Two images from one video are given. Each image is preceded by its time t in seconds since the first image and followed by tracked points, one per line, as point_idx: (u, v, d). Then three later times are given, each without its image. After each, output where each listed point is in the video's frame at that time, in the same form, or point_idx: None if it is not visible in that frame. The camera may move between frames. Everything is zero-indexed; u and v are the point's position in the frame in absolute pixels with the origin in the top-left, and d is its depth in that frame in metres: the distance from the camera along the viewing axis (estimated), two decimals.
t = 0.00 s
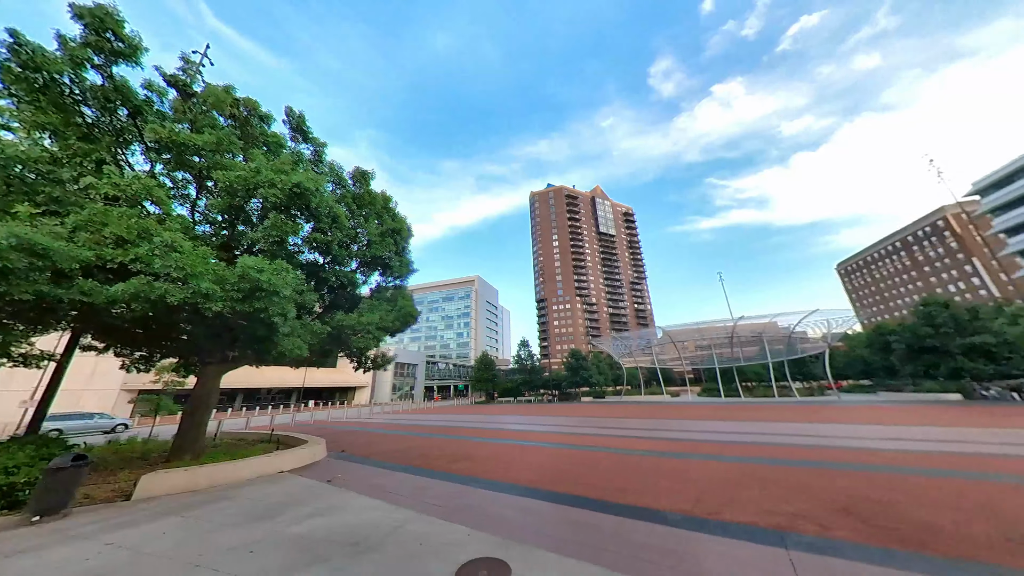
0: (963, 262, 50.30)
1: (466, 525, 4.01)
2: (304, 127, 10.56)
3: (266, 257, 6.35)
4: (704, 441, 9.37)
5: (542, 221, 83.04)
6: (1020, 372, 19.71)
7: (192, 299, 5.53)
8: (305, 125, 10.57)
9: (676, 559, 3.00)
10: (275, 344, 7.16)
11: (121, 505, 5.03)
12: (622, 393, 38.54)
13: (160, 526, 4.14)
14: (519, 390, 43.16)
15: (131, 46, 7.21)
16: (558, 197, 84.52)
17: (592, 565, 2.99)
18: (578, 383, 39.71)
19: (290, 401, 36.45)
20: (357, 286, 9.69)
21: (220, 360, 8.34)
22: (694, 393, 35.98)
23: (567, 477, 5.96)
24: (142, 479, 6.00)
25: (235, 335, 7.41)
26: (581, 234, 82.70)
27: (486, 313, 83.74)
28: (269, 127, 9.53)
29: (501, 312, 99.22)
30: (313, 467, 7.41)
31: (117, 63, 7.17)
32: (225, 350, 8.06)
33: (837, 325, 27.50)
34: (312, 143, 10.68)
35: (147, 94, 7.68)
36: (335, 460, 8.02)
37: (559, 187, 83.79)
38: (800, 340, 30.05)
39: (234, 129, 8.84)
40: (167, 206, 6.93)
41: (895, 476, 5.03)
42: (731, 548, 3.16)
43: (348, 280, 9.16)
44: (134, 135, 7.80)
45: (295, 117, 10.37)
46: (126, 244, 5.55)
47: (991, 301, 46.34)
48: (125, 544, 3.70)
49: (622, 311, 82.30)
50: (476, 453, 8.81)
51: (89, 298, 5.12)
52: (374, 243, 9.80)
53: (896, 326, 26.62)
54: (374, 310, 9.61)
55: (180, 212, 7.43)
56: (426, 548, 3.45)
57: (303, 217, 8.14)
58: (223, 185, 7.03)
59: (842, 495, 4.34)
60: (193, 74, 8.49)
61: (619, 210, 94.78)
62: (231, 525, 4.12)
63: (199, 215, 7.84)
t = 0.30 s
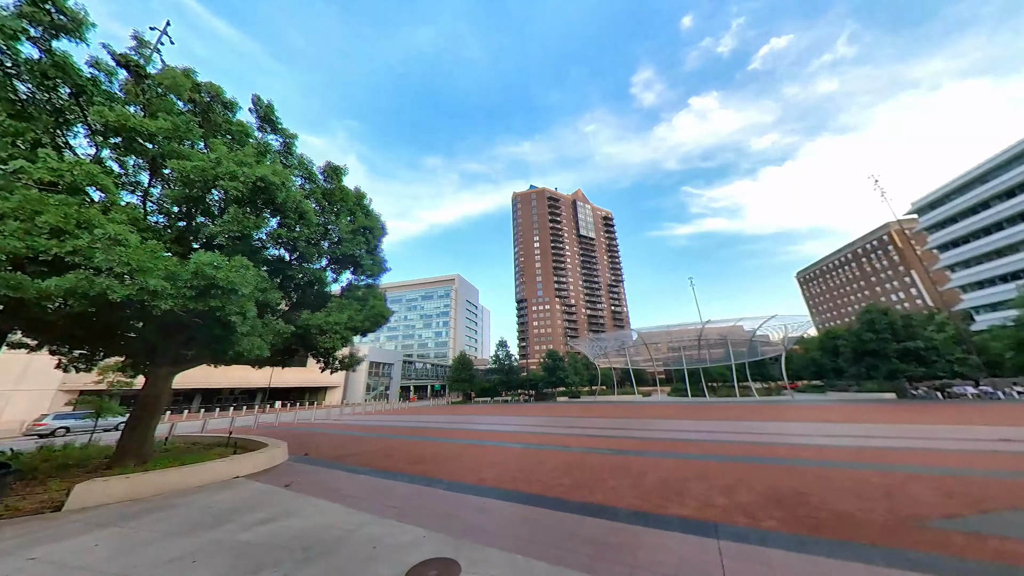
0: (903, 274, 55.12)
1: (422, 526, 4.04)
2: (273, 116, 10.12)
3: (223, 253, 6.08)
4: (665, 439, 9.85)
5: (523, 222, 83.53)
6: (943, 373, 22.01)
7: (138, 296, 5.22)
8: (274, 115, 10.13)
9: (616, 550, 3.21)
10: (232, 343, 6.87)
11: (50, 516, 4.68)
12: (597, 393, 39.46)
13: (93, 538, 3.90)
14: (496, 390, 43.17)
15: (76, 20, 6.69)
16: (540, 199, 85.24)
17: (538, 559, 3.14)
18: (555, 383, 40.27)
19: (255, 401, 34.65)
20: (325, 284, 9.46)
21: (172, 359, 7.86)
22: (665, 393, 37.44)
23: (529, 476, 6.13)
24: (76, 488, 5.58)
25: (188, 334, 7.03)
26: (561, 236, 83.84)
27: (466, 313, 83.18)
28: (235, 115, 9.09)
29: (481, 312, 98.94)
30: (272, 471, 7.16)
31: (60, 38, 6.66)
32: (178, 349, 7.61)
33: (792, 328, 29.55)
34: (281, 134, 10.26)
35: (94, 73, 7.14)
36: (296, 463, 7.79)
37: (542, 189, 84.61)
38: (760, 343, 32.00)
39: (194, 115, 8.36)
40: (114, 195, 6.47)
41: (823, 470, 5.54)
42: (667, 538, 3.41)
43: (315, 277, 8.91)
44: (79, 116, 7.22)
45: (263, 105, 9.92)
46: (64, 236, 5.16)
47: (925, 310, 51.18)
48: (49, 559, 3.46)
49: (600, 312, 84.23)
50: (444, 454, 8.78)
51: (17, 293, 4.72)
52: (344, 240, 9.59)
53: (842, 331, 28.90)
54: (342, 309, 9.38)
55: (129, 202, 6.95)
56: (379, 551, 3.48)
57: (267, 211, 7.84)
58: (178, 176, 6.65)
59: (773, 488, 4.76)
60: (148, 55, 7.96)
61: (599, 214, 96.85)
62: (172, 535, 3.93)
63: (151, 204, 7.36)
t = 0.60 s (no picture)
0: (851, 284, 59.97)
1: (374, 526, 4.02)
2: (235, 101, 9.60)
3: (170, 243, 5.73)
4: (628, 438, 10.22)
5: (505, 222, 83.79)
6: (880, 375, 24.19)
7: (70, 288, 4.86)
8: (236, 99, 9.61)
9: (561, 543, 3.34)
10: (180, 339, 6.52)
11: None
12: (572, 393, 40.18)
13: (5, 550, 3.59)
14: (473, 390, 42.94)
15: None
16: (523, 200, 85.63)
17: (485, 554, 3.22)
18: (531, 382, 40.65)
19: (214, 401, 32.63)
20: (289, 279, 9.14)
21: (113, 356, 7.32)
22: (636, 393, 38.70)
23: (491, 474, 6.20)
24: None
25: (131, 328, 6.59)
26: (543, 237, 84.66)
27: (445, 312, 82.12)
28: (193, 98, 8.55)
29: (461, 311, 98.12)
30: (223, 474, 6.82)
31: None
32: (120, 344, 7.11)
33: (753, 332, 31.40)
34: (244, 120, 9.76)
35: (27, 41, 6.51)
36: (250, 465, 7.45)
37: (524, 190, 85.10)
38: (724, 345, 33.76)
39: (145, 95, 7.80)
40: (47, 177, 5.94)
41: (763, 464, 5.97)
42: (612, 530, 3.59)
43: (277, 272, 8.59)
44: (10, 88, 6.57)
45: (224, 88, 9.39)
46: None
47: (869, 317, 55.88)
48: None
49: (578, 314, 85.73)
50: (410, 454, 8.68)
51: None
52: (310, 234, 9.29)
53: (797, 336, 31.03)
54: (306, 305, 9.07)
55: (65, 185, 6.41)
56: (327, 551, 3.42)
57: (225, 201, 7.46)
58: (123, 159, 6.20)
59: (716, 481, 5.09)
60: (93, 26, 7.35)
61: (580, 217, 98.61)
62: (100, 543, 3.69)
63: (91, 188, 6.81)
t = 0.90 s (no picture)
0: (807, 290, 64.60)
1: (321, 532, 3.88)
2: (190, 82, 8.95)
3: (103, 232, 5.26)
4: (593, 437, 10.46)
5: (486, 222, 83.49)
6: (826, 376, 26.12)
7: None
8: (191, 80, 8.96)
9: (508, 542, 3.38)
10: (115, 335, 6.01)
11: None
12: (547, 393, 40.59)
13: None
14: (448, 390, 42.35)
15: None
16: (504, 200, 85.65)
17: (429, 556, 3.20)
18: (507, 382, 40.66)
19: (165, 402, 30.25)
20: (245, 274, 8.66)
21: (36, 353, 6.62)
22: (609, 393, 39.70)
23: (451, 475, 6.16)
24: None
25: (57, 323, 6.00)
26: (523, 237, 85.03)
27: (422, 310, 80.63)
28: (140, 75, 7.87)
29: (439, 310, 96.69)
30: (163, 482, 6.34)
31: None
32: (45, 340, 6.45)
33: (717, 334, 33.15)
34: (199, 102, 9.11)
35: None
36: (195, 472, 6.97)
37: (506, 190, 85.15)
38: (691, 347, 35.40)
39: (84, 67, 7.10)
40: None
41: (711, 460, 6.32)
42: (560, 527, 3.68)
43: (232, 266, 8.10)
44: None
45: (177, 68, 8.71)
46: None
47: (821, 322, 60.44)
48: None
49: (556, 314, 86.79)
50: (373, 456, 8.46)
51: None
52: (271, 227, 8.83)
53: (756, 338, 33.06)
54: (264, 301, 8.62)
55: None
56: (265, 560, 3.28)
57: (174, 188, 6.94)
58: (51, 137, 5.61)
59: (666, 478, 5.32)
60: None
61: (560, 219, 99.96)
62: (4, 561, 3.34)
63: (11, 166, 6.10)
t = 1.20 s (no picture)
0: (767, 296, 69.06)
1: (265, 538, 3.70)
2: (138, 56, 8.23)
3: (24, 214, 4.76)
4: (561, 436, 10.63)
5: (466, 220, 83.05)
6: (780, 376, 28.05)
7: None
8: (139, 54, 8.24)
9: (461, 541, 3.39)
10: (38, 329, 5.45)
11: None
12: (522, 393, 40.84)
13: None
14: (422, 390, 41.59)
15: None
16: (485, 199, 85.39)
17: (376, 558, 3.15)
18: (482, 382, 40.48)
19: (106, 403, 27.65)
20: (196, 266, 8.12)
21: None
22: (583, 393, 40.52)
23: (413, 477, 6.07)
24: None
25: None
26: (503, 237, 85.07)
27: (398, 308, 78.60)
28: (79, 43, 7.12)
29: (416, 308, 94.71)
30: (92, 489, 5.79)
31: None
32: None
33: (685, 336, 34.72)
34: (149, 79, 8.40)
35: None
36: (132, 478, 6.43)
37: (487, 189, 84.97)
38: (661, 349, 36.83)
39: (8, 29, 6.34)
40: None
41: (665, 455, 6.64)
42: (515, 523, 3.72)
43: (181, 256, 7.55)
44: None
45: (123, 39, 7.98)
46: None
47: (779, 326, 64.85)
48: None
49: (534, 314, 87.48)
50: (334, 458, 8.16)
51: None
52: (227, 216, 8.32)
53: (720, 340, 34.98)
54: (217, 295, 8.11)
55: None
56: (198, 569, 3.10)
57: (114, 169, 6.37)
58: None
59: (622, 473, 5.53)
60: None
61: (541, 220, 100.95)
62: None
63: None
